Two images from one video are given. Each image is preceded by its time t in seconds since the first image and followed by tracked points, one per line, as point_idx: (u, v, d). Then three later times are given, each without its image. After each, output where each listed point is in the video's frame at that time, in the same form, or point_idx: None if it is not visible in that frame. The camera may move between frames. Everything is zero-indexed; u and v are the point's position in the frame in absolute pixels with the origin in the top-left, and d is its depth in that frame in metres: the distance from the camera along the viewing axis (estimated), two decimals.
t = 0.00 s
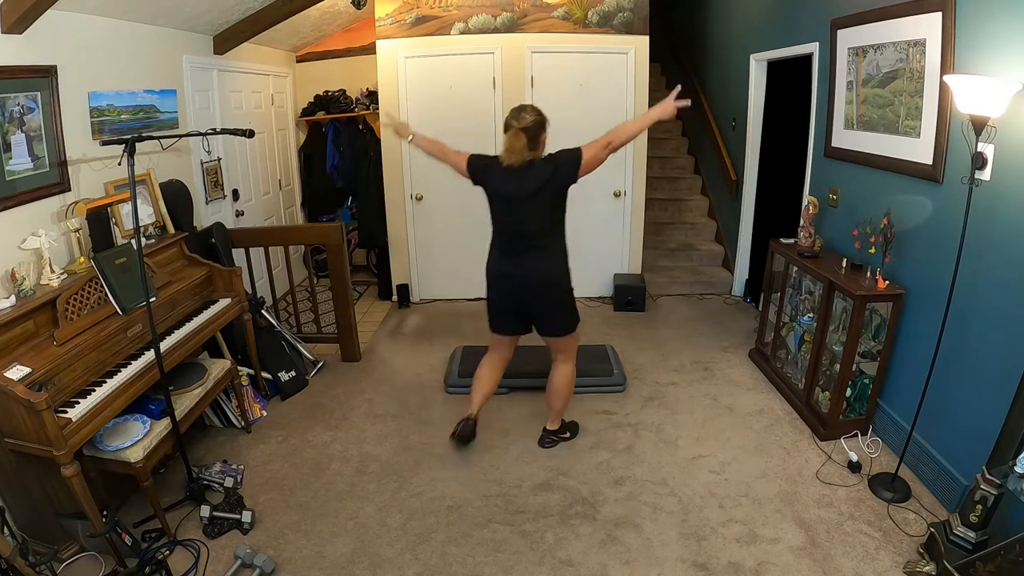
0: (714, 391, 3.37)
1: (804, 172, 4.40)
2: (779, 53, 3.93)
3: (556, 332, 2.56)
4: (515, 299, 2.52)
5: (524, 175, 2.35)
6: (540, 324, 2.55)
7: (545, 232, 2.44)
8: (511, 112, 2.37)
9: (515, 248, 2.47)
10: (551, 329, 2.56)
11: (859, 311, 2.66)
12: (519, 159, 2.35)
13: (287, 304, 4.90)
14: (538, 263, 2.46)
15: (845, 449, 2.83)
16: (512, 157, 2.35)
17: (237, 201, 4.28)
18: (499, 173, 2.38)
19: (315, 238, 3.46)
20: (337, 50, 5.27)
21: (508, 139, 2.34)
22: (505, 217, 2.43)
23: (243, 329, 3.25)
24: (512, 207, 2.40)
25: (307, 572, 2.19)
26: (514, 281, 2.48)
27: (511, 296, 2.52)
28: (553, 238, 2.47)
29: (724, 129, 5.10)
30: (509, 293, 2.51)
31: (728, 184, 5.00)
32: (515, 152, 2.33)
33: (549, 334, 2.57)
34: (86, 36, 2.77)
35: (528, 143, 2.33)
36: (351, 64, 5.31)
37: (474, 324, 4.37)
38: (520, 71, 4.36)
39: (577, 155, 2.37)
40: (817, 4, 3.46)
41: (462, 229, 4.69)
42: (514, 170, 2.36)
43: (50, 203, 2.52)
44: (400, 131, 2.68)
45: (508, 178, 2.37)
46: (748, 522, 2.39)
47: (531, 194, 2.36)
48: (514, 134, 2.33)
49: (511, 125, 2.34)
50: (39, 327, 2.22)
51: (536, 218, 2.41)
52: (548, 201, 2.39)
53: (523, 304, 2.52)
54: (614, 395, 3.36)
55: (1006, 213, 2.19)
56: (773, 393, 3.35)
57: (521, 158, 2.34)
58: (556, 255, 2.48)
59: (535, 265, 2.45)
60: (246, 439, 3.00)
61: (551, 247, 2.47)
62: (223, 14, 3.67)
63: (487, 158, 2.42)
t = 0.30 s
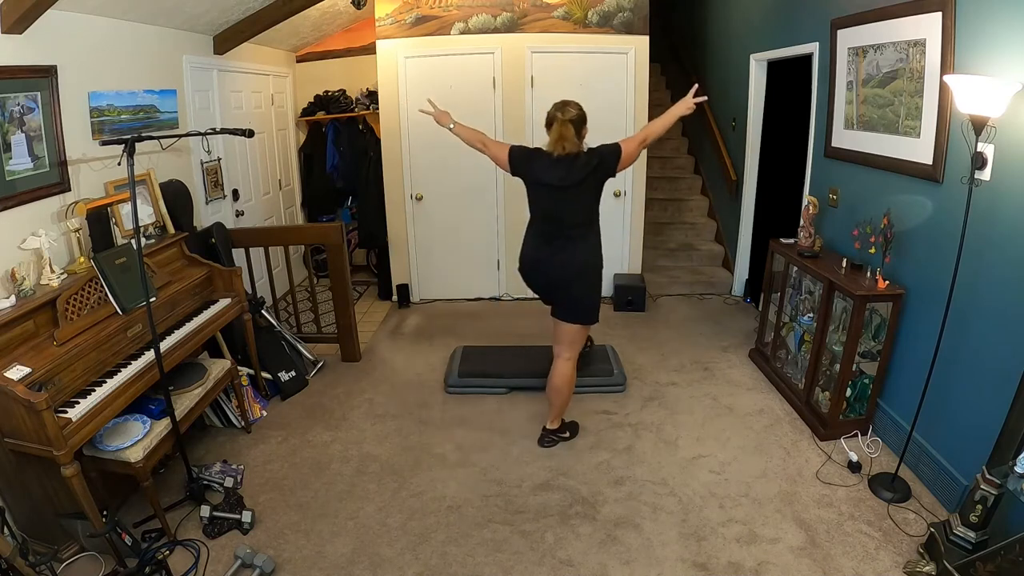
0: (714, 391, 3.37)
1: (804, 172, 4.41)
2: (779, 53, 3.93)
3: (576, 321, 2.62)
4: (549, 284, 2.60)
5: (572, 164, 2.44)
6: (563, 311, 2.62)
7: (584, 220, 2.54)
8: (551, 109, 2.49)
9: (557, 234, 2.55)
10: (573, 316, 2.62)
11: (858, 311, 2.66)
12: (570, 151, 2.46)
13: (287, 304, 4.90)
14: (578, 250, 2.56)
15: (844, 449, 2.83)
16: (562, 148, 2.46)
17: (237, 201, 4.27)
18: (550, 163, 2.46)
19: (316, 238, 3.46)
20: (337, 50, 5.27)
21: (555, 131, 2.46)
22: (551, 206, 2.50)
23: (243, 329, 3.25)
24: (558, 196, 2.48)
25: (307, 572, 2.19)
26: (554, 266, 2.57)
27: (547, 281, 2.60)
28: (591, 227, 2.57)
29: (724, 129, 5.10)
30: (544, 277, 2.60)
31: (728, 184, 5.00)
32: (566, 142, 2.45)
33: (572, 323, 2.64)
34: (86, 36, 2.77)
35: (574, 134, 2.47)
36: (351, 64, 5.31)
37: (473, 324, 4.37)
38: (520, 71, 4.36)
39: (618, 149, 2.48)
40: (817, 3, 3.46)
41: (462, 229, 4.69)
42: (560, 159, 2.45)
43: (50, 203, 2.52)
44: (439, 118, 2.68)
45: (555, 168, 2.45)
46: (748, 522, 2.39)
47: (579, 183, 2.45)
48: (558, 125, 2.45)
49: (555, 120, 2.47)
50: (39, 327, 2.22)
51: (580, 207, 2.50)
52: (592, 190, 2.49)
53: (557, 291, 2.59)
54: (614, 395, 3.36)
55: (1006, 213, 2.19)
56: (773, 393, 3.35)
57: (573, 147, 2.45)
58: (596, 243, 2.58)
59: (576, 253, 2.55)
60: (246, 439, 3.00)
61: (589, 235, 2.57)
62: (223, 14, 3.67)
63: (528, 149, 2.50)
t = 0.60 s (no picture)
0: (714, 391, 3.37)
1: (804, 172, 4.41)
2: (780, 53, 3.93)
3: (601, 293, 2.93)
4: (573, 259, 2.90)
5: (591, 144, 2.73)
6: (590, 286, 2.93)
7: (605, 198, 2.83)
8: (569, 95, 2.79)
9: (582, 213, 2.85)
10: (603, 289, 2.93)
11: (859, 311, 2.66)
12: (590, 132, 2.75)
13: (287, 304, 4.90)
14: (600, 227, 2.85)
15: (845, 449, 2.83)
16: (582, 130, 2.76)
17: (237, 201, 4.28)
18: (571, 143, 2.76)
19: (316, 238, 3.46)
20: (337, 50, 5.27)
21: (576, 115, 2.74)
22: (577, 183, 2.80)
23: (243, 329, 3.25)
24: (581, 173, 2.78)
25: (307, 571, 2.19)
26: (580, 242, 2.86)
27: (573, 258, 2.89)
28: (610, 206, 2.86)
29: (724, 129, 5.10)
30: (571, 252, 2.88)
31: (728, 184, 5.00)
32: (586, 124, 2.74)
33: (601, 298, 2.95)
34: (86, 35, 2.77)
35: (593, 116, 2.75)
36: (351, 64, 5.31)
37: (473, 324, 4.37)
38: (520, 71, 4.36)
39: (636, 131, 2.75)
40: (817, 3, 3.46)
41: (462, 228, 4.69)
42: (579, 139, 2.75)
43: (50, 202, 2.52)
44: (465, 115, 2.97)
45: (576, 148, 2.75)
46: (748, 522, 2.39)
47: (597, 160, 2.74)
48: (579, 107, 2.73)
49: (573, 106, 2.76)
50: (39, 327, 2.22)
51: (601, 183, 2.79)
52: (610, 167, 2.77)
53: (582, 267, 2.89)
54: (614, 395, 3.36)
55: (1006, 214, 2.19)
56: (773, 393, 3.35)
57: (591, 128, 2.75)
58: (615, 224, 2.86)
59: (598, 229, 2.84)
60: (246, 439, 3.00)
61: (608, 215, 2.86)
62: (223, 14, 3.67)
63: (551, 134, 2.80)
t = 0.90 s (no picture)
0: (714, 391, 3.37)
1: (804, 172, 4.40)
2: (780, 53, 3.93)
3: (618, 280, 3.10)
4: (585, 252, 3.04)
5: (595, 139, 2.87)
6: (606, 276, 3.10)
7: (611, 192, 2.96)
8: (571, 92, 2.93)
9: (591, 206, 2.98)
10: (618, 279, 3.10)
11: (859, 311, 2.66)
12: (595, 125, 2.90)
13: (287, 304, 4.90)
14: (609, 221, 2.99)
15: (845, 449, 2.83)
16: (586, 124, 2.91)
17: (237, 201, 4.28)
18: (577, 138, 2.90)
19: (316, 238, 3.46)
20: (337, 50, 5.28)
21: (582, 109, 2.88)
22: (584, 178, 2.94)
23: (243, 329, 3.25)
24: (589, 168, 2.92)
25: (307, 571, 2.19)
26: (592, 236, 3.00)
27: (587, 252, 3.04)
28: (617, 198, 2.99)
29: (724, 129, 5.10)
30: (580, 245, 3.02)
31: (728, 184, 5.00)
32: (591, 116, 2.88)
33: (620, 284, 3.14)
34: (87, 36, 2.77)
35: (598, 109, 2.89)
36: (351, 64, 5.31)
37: (473, 324, 4.37)
38: (520, 71, 4.36)
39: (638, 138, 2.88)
40: (817, 3, 3.45)
41: (462, 228, 4.69)
42: (583, 133, 2.90)
43: (50, 203, 2.52)
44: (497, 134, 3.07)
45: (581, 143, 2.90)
46: (748, 522, 2.39)
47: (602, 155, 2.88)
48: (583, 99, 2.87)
49: (575, 103, 2.90)
50: (39, 327, 2.22)
51: (608, 177, 2.92)
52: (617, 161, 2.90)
53: (595, 260, 3.05)
54: (614, 395, 3.36)
55: (1006, 214, 2.19)
56: (773, 393, 3.35)
57: (595, 120, 2.89)
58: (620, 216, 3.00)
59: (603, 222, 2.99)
60: (246, 439, 3.00)
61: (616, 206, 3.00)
62: (223, 14, 3.68)
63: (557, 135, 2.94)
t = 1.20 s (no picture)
0: (714, 391, 3.37)
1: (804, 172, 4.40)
2: (780, 53, 3.93)
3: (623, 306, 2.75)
4: (591, 274, 2.74)
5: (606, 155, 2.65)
6: (610, 300, 2.76)
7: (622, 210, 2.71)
8: (580, 108, 2.72)
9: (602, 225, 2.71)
10: (621, 305, 2.75)
11: (859, 311, 2.66)
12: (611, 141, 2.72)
13: (287, 304, 4.91)
14: (620, 241, 2.70)
15: (845, 449, 2.83)
16: (602, 141, 2.71)
17: (237, 201, 4.28)
18: (593, 156, 2.66)
19: (315, 238, 3.46)
20: (337, 50, 5.27)
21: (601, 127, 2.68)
22: (595, 197, 2.68)
23: (243, 329, 3.25)
24: (602, 186, 2.67)
25: (307, 572, 2.19)
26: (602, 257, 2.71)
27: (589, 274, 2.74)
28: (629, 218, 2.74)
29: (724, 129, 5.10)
30: (587, 264, 2.72)
31: (728, 184, 5.00)
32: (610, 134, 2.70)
33: (623, 309, 2.75)
34: (87, 35, 2.77)
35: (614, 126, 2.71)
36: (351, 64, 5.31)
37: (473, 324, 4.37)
38: (520, 71, 4.36)
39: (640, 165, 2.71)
40: (817, 3, 3.45)
41: (462, 229, 4.69)
42: (597, 149, 2.67)
43: (50, 203, 2.52)
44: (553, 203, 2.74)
45: (594, 159, 2.65)
46: (748, 522, 2.39)
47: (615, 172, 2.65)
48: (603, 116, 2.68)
49: (588, 119, 2.68)
50: (39, 327, 2.22)
51: (620, 195, 2.68)
52: (629, 180, 2.68)
53: (601, 281, 2.74)
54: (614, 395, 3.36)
55: (1006, 214, 2.19)
56: (773, 393, 3.35)
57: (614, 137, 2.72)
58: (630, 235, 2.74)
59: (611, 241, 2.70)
60: (246, 439, 3.00)
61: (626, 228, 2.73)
62: (223, 14, 3.67)
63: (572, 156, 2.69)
